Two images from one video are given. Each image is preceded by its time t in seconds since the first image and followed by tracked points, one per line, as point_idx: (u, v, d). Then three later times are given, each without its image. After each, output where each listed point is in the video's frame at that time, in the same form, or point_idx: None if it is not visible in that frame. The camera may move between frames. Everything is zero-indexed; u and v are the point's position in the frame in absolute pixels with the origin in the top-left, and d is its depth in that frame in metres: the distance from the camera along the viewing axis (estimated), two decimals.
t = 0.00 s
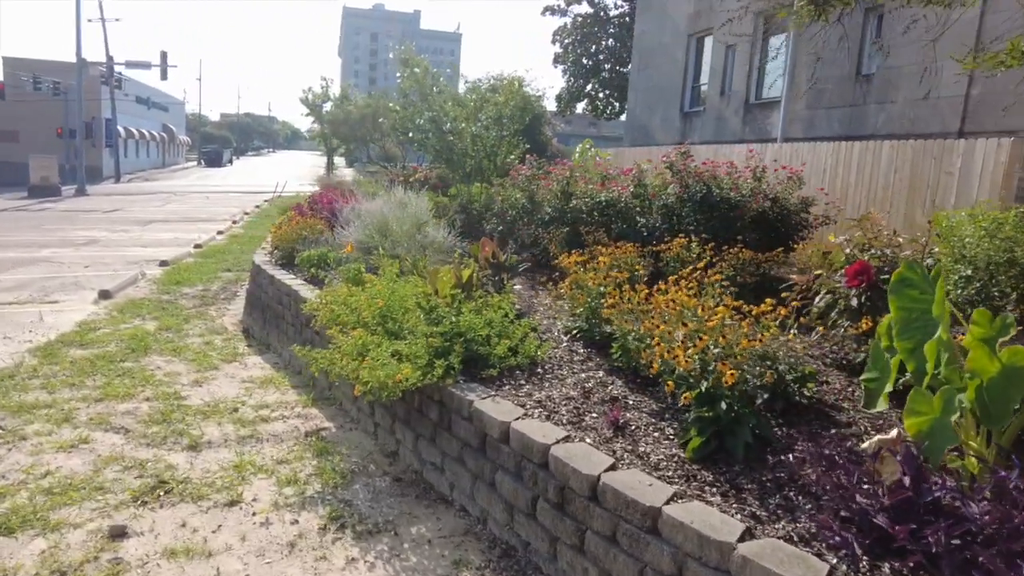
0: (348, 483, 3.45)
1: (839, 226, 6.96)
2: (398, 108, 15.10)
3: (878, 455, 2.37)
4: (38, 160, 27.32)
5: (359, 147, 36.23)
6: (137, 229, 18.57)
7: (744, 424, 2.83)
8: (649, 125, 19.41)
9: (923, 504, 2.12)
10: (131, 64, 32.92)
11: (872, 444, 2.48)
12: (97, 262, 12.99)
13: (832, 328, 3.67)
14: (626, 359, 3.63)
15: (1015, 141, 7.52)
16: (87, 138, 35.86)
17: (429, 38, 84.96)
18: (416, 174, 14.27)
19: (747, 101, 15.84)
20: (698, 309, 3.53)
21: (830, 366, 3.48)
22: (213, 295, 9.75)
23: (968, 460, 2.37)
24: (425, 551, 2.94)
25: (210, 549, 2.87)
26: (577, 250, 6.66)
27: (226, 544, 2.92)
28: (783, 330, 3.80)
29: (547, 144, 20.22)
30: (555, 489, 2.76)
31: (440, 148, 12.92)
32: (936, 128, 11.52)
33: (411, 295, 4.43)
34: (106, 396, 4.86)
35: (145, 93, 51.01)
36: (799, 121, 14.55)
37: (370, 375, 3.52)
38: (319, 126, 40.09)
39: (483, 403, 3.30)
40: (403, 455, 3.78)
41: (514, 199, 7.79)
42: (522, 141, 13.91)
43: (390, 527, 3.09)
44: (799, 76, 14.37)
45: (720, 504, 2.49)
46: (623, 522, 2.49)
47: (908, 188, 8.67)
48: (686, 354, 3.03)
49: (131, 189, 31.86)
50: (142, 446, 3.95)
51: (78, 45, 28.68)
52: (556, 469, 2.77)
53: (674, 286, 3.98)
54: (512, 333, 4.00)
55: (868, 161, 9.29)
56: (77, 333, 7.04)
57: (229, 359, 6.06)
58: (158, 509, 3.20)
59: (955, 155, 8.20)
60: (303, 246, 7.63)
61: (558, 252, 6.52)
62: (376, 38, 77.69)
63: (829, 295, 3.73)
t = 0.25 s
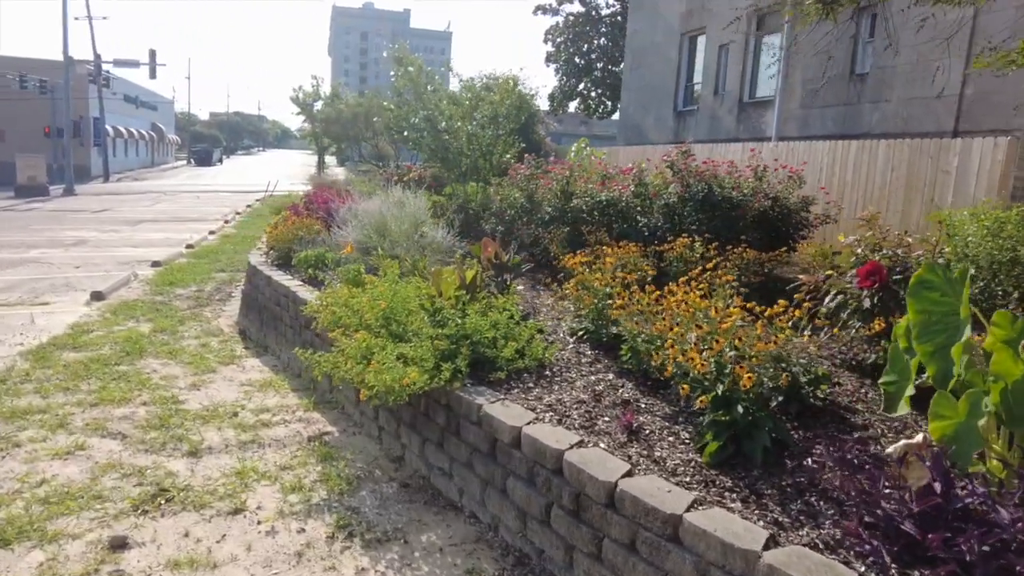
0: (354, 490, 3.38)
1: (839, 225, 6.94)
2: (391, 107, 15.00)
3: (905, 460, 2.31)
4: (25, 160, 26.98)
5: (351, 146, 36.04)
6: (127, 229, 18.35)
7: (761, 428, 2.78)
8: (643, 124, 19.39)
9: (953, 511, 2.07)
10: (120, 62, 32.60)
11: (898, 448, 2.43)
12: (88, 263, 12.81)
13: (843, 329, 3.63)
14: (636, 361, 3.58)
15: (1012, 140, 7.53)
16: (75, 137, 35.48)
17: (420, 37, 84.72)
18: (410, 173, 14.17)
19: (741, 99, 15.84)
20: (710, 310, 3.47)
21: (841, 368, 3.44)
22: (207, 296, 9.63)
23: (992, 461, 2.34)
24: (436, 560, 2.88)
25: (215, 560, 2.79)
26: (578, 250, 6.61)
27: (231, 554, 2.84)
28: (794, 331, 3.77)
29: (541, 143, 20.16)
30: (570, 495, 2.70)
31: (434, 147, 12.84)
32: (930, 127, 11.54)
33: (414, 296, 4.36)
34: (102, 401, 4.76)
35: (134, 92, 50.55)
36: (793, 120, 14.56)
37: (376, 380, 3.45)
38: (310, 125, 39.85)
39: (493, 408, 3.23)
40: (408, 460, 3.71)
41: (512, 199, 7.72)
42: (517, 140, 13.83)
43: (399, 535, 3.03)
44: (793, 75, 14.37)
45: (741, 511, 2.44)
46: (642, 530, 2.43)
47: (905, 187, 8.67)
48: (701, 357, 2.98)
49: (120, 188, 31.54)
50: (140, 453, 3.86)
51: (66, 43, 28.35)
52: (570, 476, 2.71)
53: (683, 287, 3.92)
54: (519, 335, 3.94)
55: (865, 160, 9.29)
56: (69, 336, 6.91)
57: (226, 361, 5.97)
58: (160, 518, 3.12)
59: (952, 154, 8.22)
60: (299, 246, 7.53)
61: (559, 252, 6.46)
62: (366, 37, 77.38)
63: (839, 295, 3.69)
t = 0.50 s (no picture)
0: (360, 498, 3.29)
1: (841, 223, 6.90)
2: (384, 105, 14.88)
3: (935, 465, 2.22)
4: (12, 160, 26.67)
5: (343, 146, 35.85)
6: (118, 229, 18.14)
7: (781, 432, 2.71)
8: (637, 123, 19.34)
9: (988, 519, 2.01)
10: (108, 61, 32.28)
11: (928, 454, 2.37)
12: (78, 263, 12.63)
13: (856, 330, 3.57)
14: (647, 363, 3.50)
15: (1011, 138, 7.50)
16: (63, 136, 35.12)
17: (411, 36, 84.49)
18: (404, 173, 14.05)
19: (736, 98, 15.80)
20: (722, 310, 3.39)
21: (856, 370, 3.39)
22: (201, 297, 9.49)
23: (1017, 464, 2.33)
24: (447, 570, 2.80)
25: (218, 572, 2.70)
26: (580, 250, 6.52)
27: (235, 566, 2.74)
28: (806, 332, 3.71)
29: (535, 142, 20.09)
30: (586, 503, 2.62)
31: (429, 146, 12.73)
32: (926, 125, 11.51)
33: (416, 297, 4.26)
34: (96, 406, 4.64)
35: (123, 91, 50.13)
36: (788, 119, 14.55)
37: (382, 383, 3.35)
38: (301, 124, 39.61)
39: (502, 412, 3.14)
40: (414, 465, 3.63)
41: (511, 198, 7.64)
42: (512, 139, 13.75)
43: (408, 544, 2.95)
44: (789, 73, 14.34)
45: (765, 518, 2.37)
46: (664, 539, 2.36)
47: (903, 186, 8.65)
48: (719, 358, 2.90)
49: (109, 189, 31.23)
50: (137, 460, 3.75)
51: (53, 42, 28.06)
52: (586, 482, 2.63)
53: (693, 287, 3.84)
54: (525, 337, 3.84)
55: (862, 158, 9.26)
56: (61, 338, 6.77)
57: (222, 364, 5.86)
58: (160, 528, 3.01)
59: (949, 152, 8.19)
60: (295, 246, 7.41)
61: (561, 252, 6.38)
62: (357, 36, 77.06)
63: (852, 295, 3.64)
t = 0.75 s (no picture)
0: (367, 506, 3.21)
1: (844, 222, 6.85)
2: (379, 103, 14.74)
3: (971, 473, 2.13)
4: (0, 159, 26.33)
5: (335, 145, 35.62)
6: (109, 229, 17.91)
7: (802, 438, 2.64)
8: (632, 121, 19.27)
9: None
10: (97, 60, 31.93)
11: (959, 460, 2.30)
12: (69, 264, 12.45)
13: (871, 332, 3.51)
14: (659, 366, 3.41)
15: (1010, 137, 7.45)
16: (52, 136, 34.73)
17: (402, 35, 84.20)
18: (399, 172, 13.93)
19: (731, 96, 15.75)
20: (736, 311, 3.31)
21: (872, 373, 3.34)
22: (195, 298, 9.35)
23: None
24: None
25: None
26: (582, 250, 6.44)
27: None
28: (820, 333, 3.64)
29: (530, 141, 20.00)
30: (604, 512, 2.55)
31: (424, 145, 12.62)
32: (922, 124, 11.41)
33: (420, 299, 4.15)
34: (90, 412, 4.52)
35: (112, 90, 49.66)
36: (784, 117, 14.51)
37: (388, 388, 3.25)
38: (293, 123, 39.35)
39: (514, 417, 3.05)
40: (421, 471, 3.54)
41: (511, 197, 7.55)
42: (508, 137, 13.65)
43: (418, 555, 2.87)
44: (785, 71, 14.28)
45: (791, 527, 2.30)
46: (687, 550, 2.29)
47: (901, 184, 8.62)
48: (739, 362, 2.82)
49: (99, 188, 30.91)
50: (135, 468, 3.64)
51: (41, 40, 27.72)
52: (604, 491, 2.55)
53: (704, 287, 3.76)
54: (533, 339, 3.75)
55: (860, 156, 9.23)
56: (53, 341, 6.63)
57: (219, 367, 5.73)
58: (160, 540, 2.91)
59: (948, 151, 8.16)
60: (292, 246, 7.28)
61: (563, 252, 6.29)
62: (348, 34, 76.72)
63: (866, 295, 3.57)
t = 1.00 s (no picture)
0: (376, 515, 3.12)
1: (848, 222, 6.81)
2: (374, 102, 14.62)
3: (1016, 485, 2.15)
4: None
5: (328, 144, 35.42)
6: (100, 229, 17.69)
7: (828, 444, 2.57)
8: (627, 120, 19.21)
9: None
10: (86, 58, 31.59)
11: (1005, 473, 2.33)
12: (60, 265, 12.26)
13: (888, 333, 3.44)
14: (674, 369, 3.33)
15: (1011, 136, 7.43)
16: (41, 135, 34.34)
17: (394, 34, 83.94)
18: (394, 172, 13.81)
19: (727, 96, 15.71)
20: (754, 314, 3.23)
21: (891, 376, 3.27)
22: (190, 299, 9.21)
23: None
24: None
25: None
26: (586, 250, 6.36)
27: None
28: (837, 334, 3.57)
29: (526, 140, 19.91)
30: (626, 523, 2.47)
31: (420, 145, 12.51)
32: (920, 123, 11.41)
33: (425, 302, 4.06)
34: (86, 418, 4.40)
35: (101, 89, 49.19)
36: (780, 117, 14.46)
37: (398, 394, 3.15)
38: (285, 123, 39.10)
39: (528, 424, 2.96)
40: (429, 478, 3.45)
41: (512, 197, 7.46)
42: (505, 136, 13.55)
43: (432, 566, 2.79)
44: (781, 70, 14.23)
45: (822, 538, 2.23)
46: (715, 562, 2.22)
47: (901, 183, 8.58)
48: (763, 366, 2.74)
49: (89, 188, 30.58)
50: (134, 476, 3.53)
51: (29, 38, 27.39)
52: (626, 501, 2.47)
53: (717, 288, 3.68)
54: (544, 342, 3.66)
55: (859, 155, 9.19)
56: (45, 344, 6.49)
57: (217, 370, 5.62)
58: (162, 553, 2.81)
59: (948, 150, 8.14)
60: (291, 247, 7.16)
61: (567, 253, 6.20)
62: (340, 33, 76.39)
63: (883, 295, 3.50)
